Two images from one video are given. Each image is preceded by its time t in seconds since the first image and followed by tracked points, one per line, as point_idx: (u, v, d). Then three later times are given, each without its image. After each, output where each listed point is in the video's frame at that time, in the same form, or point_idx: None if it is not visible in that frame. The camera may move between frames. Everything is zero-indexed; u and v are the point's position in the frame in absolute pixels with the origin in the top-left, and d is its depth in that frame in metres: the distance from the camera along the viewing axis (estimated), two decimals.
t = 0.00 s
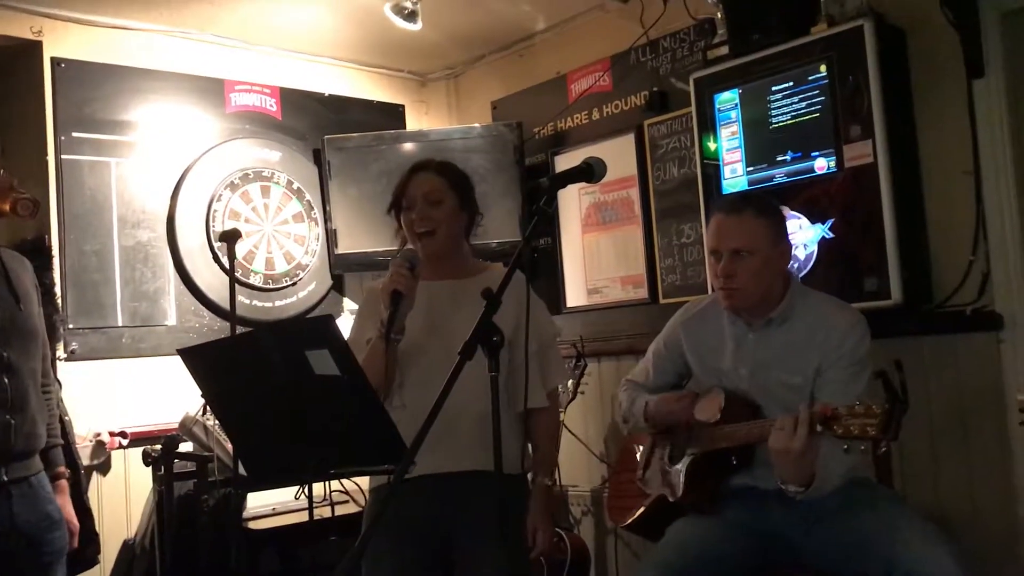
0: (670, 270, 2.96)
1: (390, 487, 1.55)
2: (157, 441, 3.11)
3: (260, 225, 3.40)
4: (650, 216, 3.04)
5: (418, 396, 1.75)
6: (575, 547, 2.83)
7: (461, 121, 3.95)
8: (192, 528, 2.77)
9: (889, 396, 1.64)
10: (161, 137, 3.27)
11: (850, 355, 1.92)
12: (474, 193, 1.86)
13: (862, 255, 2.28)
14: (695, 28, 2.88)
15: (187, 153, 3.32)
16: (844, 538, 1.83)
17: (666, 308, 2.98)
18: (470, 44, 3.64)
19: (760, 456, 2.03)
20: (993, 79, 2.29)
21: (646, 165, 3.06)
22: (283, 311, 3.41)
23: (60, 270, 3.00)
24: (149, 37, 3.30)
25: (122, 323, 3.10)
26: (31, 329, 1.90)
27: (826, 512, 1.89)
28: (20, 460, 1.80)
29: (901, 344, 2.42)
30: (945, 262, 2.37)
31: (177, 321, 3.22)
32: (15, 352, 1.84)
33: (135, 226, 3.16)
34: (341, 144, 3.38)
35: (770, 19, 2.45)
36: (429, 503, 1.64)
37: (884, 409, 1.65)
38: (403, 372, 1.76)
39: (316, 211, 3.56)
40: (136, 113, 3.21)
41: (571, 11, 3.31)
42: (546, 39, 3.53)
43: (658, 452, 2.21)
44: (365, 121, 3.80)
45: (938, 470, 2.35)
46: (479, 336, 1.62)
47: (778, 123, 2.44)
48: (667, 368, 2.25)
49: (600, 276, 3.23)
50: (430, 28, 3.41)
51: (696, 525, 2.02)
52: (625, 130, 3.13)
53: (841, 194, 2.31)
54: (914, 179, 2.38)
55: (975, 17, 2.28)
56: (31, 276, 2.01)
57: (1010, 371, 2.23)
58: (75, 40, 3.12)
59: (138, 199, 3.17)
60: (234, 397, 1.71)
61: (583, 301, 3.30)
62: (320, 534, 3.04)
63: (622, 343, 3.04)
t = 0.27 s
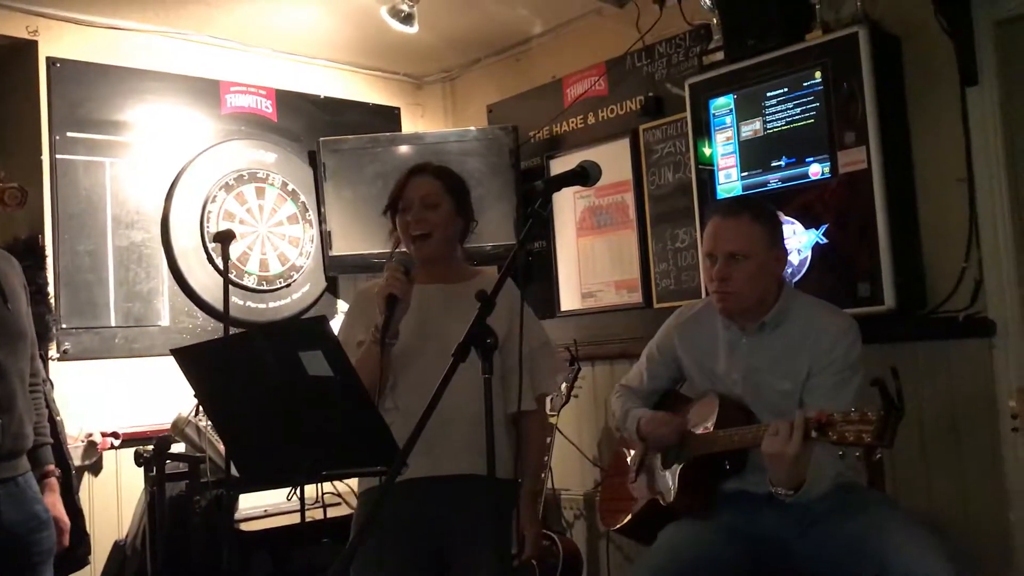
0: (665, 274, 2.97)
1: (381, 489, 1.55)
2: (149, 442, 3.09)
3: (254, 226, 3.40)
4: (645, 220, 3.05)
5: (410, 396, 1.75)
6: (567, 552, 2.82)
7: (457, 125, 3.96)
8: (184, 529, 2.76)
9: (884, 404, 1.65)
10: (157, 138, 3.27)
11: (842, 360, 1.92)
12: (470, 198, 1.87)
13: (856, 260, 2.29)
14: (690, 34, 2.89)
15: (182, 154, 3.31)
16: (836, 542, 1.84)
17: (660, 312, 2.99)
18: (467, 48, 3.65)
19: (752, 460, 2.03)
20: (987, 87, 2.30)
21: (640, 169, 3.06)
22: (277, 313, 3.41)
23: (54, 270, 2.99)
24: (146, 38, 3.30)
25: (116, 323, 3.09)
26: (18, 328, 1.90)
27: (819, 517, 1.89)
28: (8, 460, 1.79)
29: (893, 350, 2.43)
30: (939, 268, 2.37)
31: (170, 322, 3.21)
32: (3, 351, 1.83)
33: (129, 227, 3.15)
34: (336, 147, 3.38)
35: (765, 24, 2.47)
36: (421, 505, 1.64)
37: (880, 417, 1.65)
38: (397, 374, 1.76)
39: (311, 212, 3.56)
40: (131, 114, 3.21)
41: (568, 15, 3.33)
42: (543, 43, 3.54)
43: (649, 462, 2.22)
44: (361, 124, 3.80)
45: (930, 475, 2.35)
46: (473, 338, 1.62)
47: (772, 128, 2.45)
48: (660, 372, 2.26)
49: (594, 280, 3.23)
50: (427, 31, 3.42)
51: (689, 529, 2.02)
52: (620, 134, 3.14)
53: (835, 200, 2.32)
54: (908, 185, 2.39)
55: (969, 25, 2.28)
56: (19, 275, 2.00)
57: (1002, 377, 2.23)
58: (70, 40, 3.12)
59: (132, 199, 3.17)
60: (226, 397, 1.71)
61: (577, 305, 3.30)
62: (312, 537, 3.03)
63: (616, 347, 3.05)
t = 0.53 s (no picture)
0: (657, 277, 2.97)
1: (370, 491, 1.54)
2: (140, 441, 3.09)
3: (247, 226, 3.39)
4: (638, 223, 3.05)
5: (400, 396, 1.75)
6: (558, 555, 2.82)
7: (451, 126, 3.95)
8: (174, 529, 2.76)
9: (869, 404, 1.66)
10: (149, 137, 3.26)
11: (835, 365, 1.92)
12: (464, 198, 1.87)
13: (848, 264, 2.29)
14: (685, 37, 2.90)
15: (175, 153, 3.31)
16: (825, 546, 1.83)
17: (652, 315, 2.99)
18: (461, 50, 3.65)
19: (741, 463, 2.03)
20: (979, 93, 2.30)
21: (634, 172, 3.07)
22: (269, 313, 3.40)
23: (45, 268, 2.98)
24: (140, 36, 3.29)
25: (107, 322, 3.09)
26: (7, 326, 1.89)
27: (809, 520, 1.89)
28: None
29: (885, 354, 2.43)
30: (930, 272, 2.38)
31: (162, 321, 3.20)
32: None
33: (121, 225, 3.14)
34: (330, 147, 3.38)
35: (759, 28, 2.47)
36: (410, 506, 1.64)
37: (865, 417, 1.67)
38: (386, 374, 1.75)
39: (304, 212, 3.55)
40: (125, 112, 3.20)
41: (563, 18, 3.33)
42: (538, 45, 3.54)
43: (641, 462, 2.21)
44: (355, 124, 3.79)
45: (919, 480, 2.36)
46: (463, 338, 1.62)
47: (765, 132, 2.46)
48: (650, 374, 2.26)
49: (587, 282, 3.23)
50: (421, 32, 3.42)
51: (679, 532, 2.01)
52: (614, 137, 3.14)
53: (828, 204, 2.32)
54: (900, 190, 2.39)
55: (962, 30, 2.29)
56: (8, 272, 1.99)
57: (993, 382, 2.23)
58: (64, 38, 3.12)
59: (125, 198, 3.16)
60: (216, 396, 1.70)
61: (570, 307, 3.30)
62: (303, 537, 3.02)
63: (607, 349, 3.07)
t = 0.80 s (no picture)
0: (653, 279, 2.98)
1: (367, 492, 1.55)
2: (135, 441, 3.07)
3: (243, 226, 3.39)
4: (633, 225, 3.06)
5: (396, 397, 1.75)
6: (552, 556, 2.83)
7: (447, 126, 3.96)
8: (169, 530, 2.75)
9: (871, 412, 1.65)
10: (146, 137, 3.26)
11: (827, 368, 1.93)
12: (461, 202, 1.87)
13: (842, 267, 2.30)
14: (681, 39, 2.91)
15: (171, 153, 3.31)
16: (817, 548, 1.85)
17: (647, 316, 3.00)
18: (458, 51, 3.65)
19: (738, 465, 2.03)
20: (973, 97, 2.31)
21: (630, 175, 3.08)
22: (265, 313, 3.40)
23: (41, 268, 2.98)
24: (136, 35, 3.29)
25: (103, 322, 3.08)
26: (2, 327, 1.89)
27: (802, 522, 1.90)
28: None
29: (878, 357, 2.44)
30: (924, 276, 2.39)
31: (158, 321, 3.20)
32: None
33: (117, 225, 3.14)
34: (327, 148, 3.38)
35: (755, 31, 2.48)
36: (407, 507, 1.64)
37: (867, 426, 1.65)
38: (381, 376, 1.76)
39: (300, 213, 3.55)
40: (121, 112, 3.20)
41: (558, 20, 3.33)
42: (534, 47, 3.54)
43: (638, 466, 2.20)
44: (351, 125, 3.79)
45: (913, 482, 2.37)
46: (460, 340, 1.62)
47: (760, 134, 2.47)
48: (644, 375, 2.27)
49: (582, 284, 3.24)
50: (418, 33, 3.42)
51: (674, 533, 2.02)
52: (610, 139, 3.15)
53: (823, 207, 2.34)
54: (894, 193, 2.40)
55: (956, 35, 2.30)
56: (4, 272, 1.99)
57: (985, 384, 2.25)
58: (60, 38, 3.11)
59: (121, 198, 3.16)
60: (212, 397, 1.71)
61: (565, 309, 3.31)
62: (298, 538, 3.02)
63: (603, 351, 3.08)
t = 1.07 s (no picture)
0: (649, 281, 2.99)
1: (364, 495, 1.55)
2: (132, 444, 3.08)
3: (240, 228, 3.39)
4: (630, 227, 3.07)
5: (395, 400, 1.75)
6: (550, 557, 2.83)
7: (444, 129, 3.96)
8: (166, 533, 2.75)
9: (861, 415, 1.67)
10: (142, 139, 3.26)
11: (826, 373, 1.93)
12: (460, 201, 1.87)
13: (838, 269, 2.31)
14: (677, 42, 2.92)
15: (168, 156, 3.31)
16: (814, 551, 1.85)
17: (644, 318, 3.01)
18: (455, 53, 3.66)
19: (731, 468, 2.04)
20: (969, 100, 2.32)
21: (626, 177, 3.08)
22: (262, 316, 3.40)
23: (38, 271, 2.98)
24: (133, 38, 3.29)
25: (100, 325, 3.08)
26: None
27: (799, 524, 1.90)
28: None
29: (874, 358, 2.45)
30: (919, 278, 2.40)
31: (155, 324, 3.20)
32: None
33: (113, 228, 3.14)
34: (324, 150, 3.38)
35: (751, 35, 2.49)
36: (404, 511, 1.65)
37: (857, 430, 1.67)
38: (380, 376, 1.78)
39: (297, 215, 3.55)
40: (118, 115, 3.20)
41: (554, 23, 3.35)
42: (530, 49, 3.55)
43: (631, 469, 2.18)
44: (348, 127, 3.80)
45: (909, 484, 2.37)
46: (457, 343, 1.63)
47: (756, 137, 2.47)
48: (642, 374, 2.27)
49: (580, 285, 3.25)
50: (415, 36, 3.42)
51: (671, 536, 2.02)
52: (606, 141, 3.16)
53: (818, 209, 2.34)
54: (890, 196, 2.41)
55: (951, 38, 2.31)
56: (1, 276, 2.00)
57: (981, 387, 2.25)
58: (57, 41, 3.12)
59: (118, 201, 3.16)
60: (209, 400, 1.71)
61: (562, 311, 3.31)
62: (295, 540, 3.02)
63: (600, 352, 3.08)
